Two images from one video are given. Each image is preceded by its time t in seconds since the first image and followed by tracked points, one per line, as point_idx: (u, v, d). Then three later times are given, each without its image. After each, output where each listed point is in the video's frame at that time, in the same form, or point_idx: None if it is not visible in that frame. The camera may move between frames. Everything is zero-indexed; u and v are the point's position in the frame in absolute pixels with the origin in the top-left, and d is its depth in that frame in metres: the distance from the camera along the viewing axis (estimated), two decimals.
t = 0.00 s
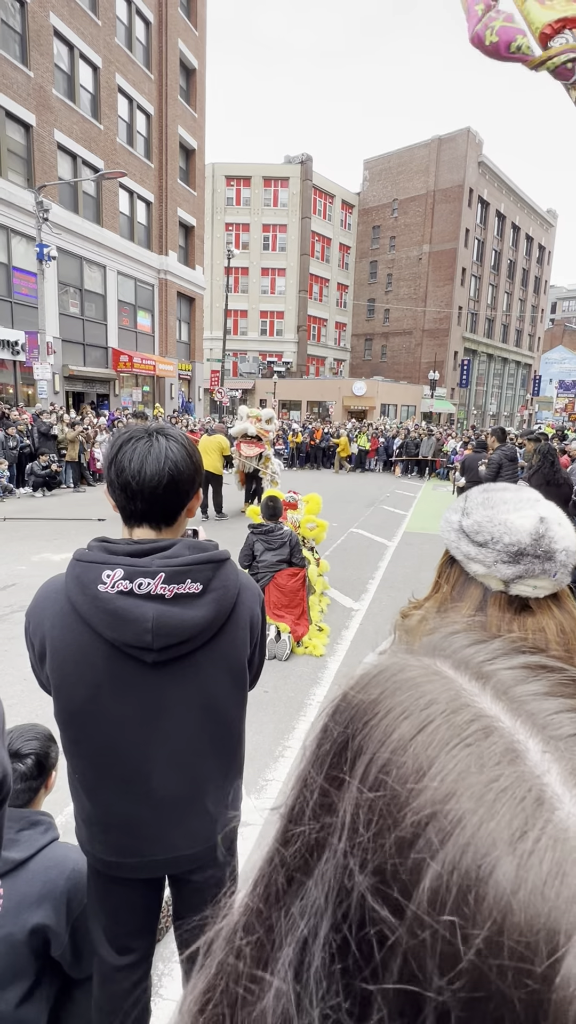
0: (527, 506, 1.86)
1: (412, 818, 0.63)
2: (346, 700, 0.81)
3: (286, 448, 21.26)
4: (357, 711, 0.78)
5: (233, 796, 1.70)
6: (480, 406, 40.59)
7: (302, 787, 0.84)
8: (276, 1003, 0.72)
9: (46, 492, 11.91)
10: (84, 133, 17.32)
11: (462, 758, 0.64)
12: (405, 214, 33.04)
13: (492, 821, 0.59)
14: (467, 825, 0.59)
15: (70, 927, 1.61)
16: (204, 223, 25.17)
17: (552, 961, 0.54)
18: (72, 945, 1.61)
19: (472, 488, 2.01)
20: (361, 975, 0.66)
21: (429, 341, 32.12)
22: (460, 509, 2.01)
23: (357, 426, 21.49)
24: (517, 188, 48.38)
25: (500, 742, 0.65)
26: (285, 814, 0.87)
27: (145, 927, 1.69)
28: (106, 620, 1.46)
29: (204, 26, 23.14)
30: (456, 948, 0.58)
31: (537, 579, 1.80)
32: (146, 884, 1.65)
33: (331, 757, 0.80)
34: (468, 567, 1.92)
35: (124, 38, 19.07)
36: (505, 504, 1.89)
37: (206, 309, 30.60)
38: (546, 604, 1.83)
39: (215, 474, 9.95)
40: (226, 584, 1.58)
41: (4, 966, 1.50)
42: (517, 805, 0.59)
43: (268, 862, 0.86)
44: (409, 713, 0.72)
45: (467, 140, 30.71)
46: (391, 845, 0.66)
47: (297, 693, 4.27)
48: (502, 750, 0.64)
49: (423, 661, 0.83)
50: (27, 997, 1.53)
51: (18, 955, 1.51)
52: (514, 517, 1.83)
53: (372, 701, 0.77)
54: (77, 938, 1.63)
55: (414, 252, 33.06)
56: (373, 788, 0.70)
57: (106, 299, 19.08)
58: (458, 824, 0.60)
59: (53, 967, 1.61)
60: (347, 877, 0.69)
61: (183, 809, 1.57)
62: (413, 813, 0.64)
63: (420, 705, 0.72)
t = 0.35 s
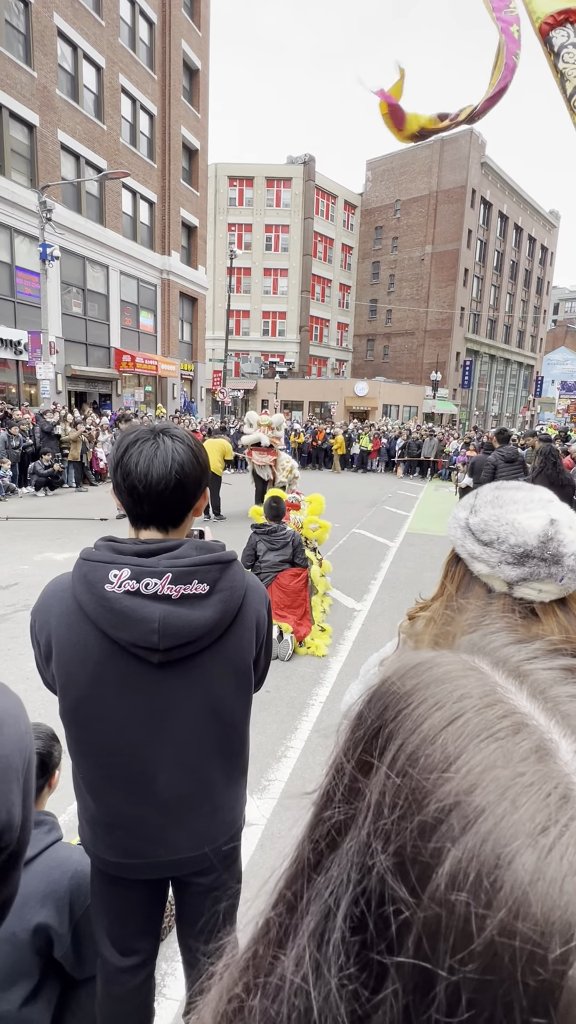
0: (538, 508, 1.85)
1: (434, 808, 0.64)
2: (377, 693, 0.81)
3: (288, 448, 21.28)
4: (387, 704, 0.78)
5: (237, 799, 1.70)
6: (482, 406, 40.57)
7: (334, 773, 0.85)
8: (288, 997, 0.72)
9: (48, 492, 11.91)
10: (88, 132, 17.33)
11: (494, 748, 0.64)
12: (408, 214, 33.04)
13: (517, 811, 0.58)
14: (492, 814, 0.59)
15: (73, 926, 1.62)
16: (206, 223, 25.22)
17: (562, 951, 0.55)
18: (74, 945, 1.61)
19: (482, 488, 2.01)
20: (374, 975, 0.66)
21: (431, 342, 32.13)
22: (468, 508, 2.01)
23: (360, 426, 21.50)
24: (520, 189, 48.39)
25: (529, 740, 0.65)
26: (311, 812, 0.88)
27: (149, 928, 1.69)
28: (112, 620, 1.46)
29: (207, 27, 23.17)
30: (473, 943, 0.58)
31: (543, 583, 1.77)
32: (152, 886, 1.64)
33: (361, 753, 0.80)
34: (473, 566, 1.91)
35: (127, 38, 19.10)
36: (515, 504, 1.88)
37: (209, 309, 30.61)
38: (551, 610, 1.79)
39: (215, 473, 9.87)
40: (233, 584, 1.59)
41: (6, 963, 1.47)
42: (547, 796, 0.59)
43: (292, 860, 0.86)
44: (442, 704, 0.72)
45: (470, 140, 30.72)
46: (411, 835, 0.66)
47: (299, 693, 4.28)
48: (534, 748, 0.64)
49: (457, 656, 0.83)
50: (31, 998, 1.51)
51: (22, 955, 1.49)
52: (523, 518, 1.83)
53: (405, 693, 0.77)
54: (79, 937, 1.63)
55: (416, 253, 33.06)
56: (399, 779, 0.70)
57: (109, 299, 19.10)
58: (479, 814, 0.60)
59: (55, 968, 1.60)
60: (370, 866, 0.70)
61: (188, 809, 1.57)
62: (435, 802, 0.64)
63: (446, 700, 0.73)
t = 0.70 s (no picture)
0: (534, 509, 1.85)
1: (439, 816, 0.64)
2: (387, 698, 0.81)
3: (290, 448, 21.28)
4: (397, 708, 0.78)
5: (243, 797, 1.71)
6: (484, 407, 40.53)
7: (343, 779, 0.86)
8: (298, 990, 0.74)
9: (51, 492, 11.94)
10: (91, 133, 17.37)
11: (504, 754, 0.64)
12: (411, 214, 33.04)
13: (525, 819, 0.58)
14: (499, 824, 0.59)
15: (77, 926, 1.67)
16: (209, 224, 25.25)
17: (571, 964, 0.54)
18: (79, 944, 1.67)
19: (477, 490, 2.00)
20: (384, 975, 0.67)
21: (434, 342, 32.11)
22: (463, 510, 1.99)
23: (362, 427, 21.50)
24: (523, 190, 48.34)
25: (540, 747, 0.64)
26: (320, 815, 0.89)
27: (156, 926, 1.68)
28: (117, 620, 1.47)
29: (211, 27, 23.21)
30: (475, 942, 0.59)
31: (541, 583, 1.78)
32: (158, 887, 1.64)
33: (371, 756, 0.81)
34: (470, 570, 1.90)
35: (131, 38, 19.13)
36: (511, 505, 1.87)
37: (211, 309, 30.63)
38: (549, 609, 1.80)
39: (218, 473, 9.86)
40: (236, 583, 1.59)
41: (12, 964, 1.58)
42: (557, 803, 0.58)
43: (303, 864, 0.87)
44: (451, 708, 0.71)
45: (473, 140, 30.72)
46: (419, 841, 0.67)
47: (301, 693, 4.28)
48: (544, 755, 0.63)
49: (468, 661, 0.82)
50: (33, 998, 1.63)
51: (26, 954, 1.59)
52: (520, 519, 1.82)
53: (415, 698, 0.77)
54: (84, 935, 1.69)
55: (419, 253, 33.05)
56: (407, 784, 0.71)
57: (112, 299, 19.12)
58: (487, 823, 0.60)
59: (60, 967, 1.68)
60: (377, 868, 0.70)
61: (194, 807, 1.58)
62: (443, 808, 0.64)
63: (459, 703, 0.72)
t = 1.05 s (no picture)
0: (534, 512, 1.84)
1: (450, 838, 0.63)
2: (396, 710, 0.81)
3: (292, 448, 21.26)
4: (410, 719, 0.78)
5: (249, 795, 1.70)
6: (487, 407, 40.47)
7: (350, 796, 0.86)
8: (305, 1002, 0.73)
9: (53, 492, 11.97)
10: (94, 133, 17.39)
11: (519, 778, 0.62)
12: (414, 214, 33.01)
13: (544, 848, 0.56)
14: (520, 849, 0.57)
15: (79, 927, 1.67)
16: (212, 224, 25.27)
17: None
18: (83, 943, 1.68)
19: (475, 493, 1.95)
20: (393, 990, 0.66)
21: (436, 342, 32.07)
22: (462, 513, 1.93)
23: (365, 427, 21.50)
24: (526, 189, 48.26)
25: (557, 770, 0.62)
26: (329, 826, 0.89)
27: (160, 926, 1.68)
28: (123, 621, 1.47)
29: (214, 28, 23.22)
30: (489, 969, 0.57)
31: (543, 591, 1.76)
32: (162, 887, 1.64)
33: (381, 769, 0.80)
34: (471, 576, 1.84)
35: (134, 39, 19.16)
36: (510, 509, 1.85)
37: (214, 309, 30.64)
38: (550, 613, 1.79)
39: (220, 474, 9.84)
40: (242, 584, 1.59)
41: (15, 963, 1.59)
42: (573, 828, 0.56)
43: (311, 875, 0.86)
44: (461, 726, 0.70)
45: (476, 139, 30.70)
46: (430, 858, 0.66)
47: (304, 693, 4.28)
48: (561, 777, 0.61)
49: (482, 674, 0.81)
50: (36, 998, 1.63)
51: (29, 952, 1.60)
52: (522, 524, 1.79)
53: (424, 713, 0.76)
54: (87, 936, 1.69)
55: (422, 252, 33.01)
56: (417, 801, 0.69)
57: (115, 299, 19.14)
58: (502, 851, 0.58)
59: (63, 967, 1.68)
60: (386, 896, 0.69)
61: (199, 807, 1.58)
62: (453, 831, 0.63)
63: (473, 716, 0.71)
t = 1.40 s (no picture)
0: (525, 511, 1.79)
1: (453, 862, 0.61)
2: (397, 717, 0.80)
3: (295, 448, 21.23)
4: (413, 726, 0.77)
5: (247, 795, 1.69)
6: (490, 407, 40.42)
7: (345, 805, 0.84)
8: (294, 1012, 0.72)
9: (56, 492, 11.98)
10: (96, 134, 17.41)
11: (527, 795, 0.60)
12: (416, 214, 32.99)
13: (551, 876, 0.54)
14: (530, 874, 0.55)
15: (78, 929, 1.67)
16: (214, 224, 25.28)
17: None
18: (82, 945, 1.67)
19: (468, 490, 1.91)
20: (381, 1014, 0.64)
21: (439, 342, 32.04)
22: (454, 510, 1.89)
23: (367, 427, 21.49)
24: (529, 189, 48.18)
25: (564, 786, 0.61)
26: (327, 833, 0.87)
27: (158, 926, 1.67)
28: (120, 621, 1.46)
29: (216, 28, 23.24)
30: (488, 997, 0.56)
31: (532, 590, 1.70)
32: (160, 886, 1.63)
33: (380, 779, 0.79)
34: (462, 574, 1.79)
35: (136, 40, 19.20)
36: (502, 507, 1.80)
37: (216, 310, 30.65)
38: (539, 613, 1.75)
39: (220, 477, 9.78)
40: (239, 583, 1.58)
41: (14, 965, 1.58)
42: None
43: (309, 883, 0.85)
44: (465, 739, 0.69)
45: (478, 139, 30.66)
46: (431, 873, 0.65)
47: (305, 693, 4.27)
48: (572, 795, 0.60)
49: (487, 683, 0.80)
50: (35, 999, 1.63)
51: (28, 955, 1.59)
52: (512, 522, 1.74)
53: (426, 724, 0.75)
54: (86, 939, 1.68)
55: (425, 252, 32.95)
56: (419, 812, 0.68)
57: (117, 299, 19.15)
58: (507, 876, 0.56)
59: (63, 967, 1.68)
60: (382, 917, 0.68)
61: (197, 808, 1.57)
62: (457, 848, 0.61)
63: (479, 728, 0.70)
